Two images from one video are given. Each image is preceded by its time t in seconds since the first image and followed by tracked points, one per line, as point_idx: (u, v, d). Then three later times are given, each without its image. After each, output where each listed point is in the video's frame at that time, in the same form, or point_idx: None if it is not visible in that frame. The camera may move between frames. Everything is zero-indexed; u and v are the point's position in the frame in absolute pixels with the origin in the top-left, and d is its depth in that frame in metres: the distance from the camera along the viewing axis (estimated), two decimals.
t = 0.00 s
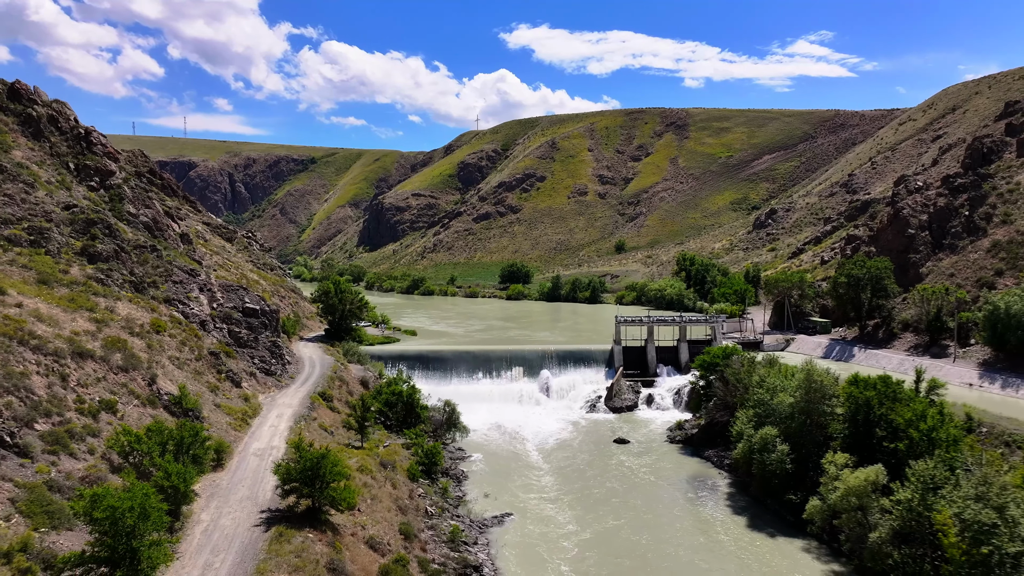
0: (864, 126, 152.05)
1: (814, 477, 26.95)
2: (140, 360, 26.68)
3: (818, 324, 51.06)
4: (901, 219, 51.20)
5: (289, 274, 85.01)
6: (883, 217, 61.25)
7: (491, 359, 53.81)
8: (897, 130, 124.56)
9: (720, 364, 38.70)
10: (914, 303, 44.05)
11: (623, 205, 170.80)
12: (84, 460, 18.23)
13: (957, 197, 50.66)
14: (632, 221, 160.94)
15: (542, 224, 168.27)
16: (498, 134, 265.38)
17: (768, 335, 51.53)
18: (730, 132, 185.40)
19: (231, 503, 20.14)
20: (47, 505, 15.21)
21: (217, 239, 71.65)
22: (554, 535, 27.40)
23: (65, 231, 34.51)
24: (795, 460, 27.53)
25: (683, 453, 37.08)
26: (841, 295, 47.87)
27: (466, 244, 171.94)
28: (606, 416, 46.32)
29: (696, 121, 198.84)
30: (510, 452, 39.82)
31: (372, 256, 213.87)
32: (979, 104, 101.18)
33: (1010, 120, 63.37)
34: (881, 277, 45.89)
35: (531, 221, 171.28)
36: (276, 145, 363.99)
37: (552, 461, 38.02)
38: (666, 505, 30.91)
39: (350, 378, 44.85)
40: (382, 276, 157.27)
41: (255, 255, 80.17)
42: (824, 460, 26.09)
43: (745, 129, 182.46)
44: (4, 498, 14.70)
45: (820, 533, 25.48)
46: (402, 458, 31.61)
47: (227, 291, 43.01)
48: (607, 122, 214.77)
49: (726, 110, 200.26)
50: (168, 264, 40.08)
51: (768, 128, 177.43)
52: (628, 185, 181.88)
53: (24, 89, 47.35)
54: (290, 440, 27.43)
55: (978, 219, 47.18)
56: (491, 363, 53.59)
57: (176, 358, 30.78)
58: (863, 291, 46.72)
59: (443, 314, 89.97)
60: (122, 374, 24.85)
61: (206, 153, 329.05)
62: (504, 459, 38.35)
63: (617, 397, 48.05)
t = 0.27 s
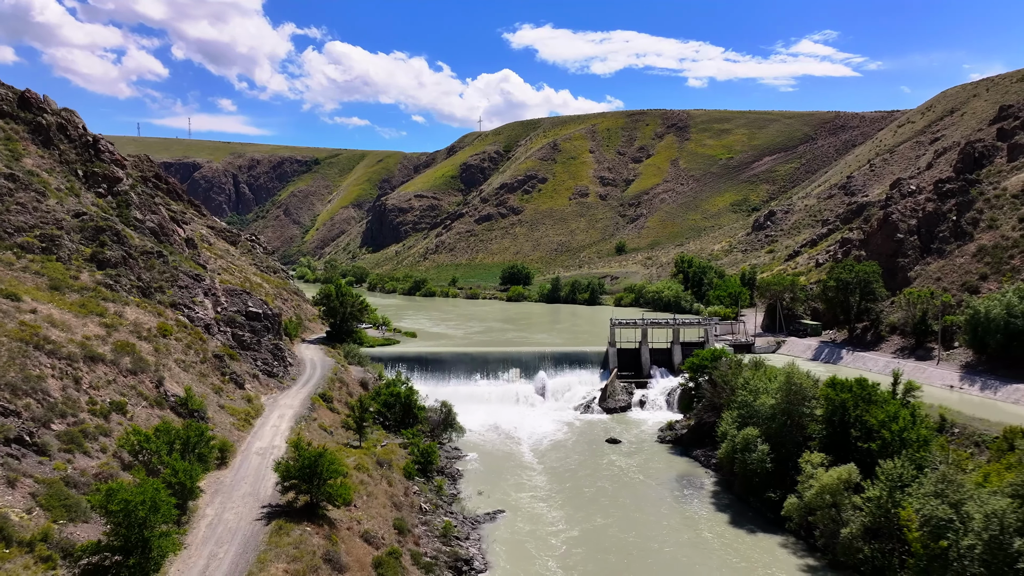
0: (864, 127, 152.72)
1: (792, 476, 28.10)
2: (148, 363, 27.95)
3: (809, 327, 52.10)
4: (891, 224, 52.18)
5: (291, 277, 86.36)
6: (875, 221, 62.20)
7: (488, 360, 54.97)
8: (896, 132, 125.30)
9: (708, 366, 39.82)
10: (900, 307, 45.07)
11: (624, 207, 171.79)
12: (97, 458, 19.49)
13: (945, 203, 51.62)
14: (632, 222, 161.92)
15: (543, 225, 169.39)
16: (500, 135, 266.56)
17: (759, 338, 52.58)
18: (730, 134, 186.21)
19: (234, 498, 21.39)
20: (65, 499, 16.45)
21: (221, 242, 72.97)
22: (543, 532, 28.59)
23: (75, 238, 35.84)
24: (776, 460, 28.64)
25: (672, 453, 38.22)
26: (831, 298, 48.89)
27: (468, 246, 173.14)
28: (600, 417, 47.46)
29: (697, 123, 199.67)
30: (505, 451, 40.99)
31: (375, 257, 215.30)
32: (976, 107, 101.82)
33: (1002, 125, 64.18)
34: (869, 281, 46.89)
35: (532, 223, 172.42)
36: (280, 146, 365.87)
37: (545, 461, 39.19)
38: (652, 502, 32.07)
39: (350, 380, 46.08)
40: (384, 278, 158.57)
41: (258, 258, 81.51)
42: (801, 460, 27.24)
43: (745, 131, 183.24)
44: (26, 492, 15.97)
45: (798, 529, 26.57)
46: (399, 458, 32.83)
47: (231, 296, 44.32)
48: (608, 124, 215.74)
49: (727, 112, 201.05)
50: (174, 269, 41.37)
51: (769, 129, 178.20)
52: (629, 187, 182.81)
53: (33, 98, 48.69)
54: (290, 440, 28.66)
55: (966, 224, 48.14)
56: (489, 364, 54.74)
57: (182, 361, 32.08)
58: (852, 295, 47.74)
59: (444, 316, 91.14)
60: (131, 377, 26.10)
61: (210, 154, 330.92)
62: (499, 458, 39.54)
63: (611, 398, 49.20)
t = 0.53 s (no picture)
0: (866, 129, 153.05)
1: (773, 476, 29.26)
2: (157, 366, 29.27)
3: (802, 330, 53.08)
4: (882, 228, 53.06)
5: (296, 279, 87.78)
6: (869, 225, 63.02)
7: (487, 362, 56.15)
8: (897, 134, 125.71)
9: (698, 369, 40.90)
10: (889, 310, 45.99)
11: (626, 208, 172.63)
12: (110, 456, 20.80)
13: (936, 208, 52.46)
14: (635, 223, 162.81)
15: (546, 227, 170.47)
16: (504, 136, 267.69)
17: (753, 340, 53.58)
18: (733, 135, 186.77)
19: (238, 495, 22.65)
20: (81, 494, 17.75)
21: (227, 246, 74.43)
22: (534, 529, 29.78)
23: (87, 245, 37.23)
24: (758, 460, 29.72)
25: (663, 453, 39.33)
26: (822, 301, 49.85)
27: (472, 247, 174.36)
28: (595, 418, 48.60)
29: (700, 124, 200.26)
30: (502, 451, 42.18)
31: (380, 258, 216.85)
32: (976, 109, 102.21)
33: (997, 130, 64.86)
34: (860, 284, 47.81)
35: (535, 224, 173.53)
36: (285, 147, 368.09)
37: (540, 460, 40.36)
38: (641, 501, 33.18)
39: (352, 381, 47.36)
40: (389, 278, 159.97)
41: (263, 261, 82.97)
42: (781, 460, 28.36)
43: (748, 132, 183.79)
44: (45, 488, 17.27)
45: (777, 526, 27.65)
46: (397, 457, 34.08)
47: (236, 300, 45.68)
48: (611, 125, 216.54)
49: (730, 113, 201.54)
50: (181, 274, 42.75)
51: (772, 131, 178.66)
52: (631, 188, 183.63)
53: (45, 107, 50.13)
54: (292, 440, 29.94)
55: (955, 229, 49.00)
56: (488, 366, 55.92)
57: (189, 364, 33.41)
58: (843, 298, 48.67)
59: (446, 317, 92.34)
60: (141, 379, 27.43)
61: (216, 155, 333.23)
62: (495, 458, 40.75)
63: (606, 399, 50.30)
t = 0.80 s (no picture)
0: (869, 131, 153.28)
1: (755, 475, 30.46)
2: (165, 369, 30.59)
3: (795, 333, 54.00)
4: (874, 233, 53.92)
5: (301, 282, 89.20)
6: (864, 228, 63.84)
7: (486, 364, 57.34)
8: (899, 136, 126.06)
9: (689, 371, 41.96)
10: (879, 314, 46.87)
11: (629, 210, 173.48)
12: (121, 455, 22.10)
13: (928, 213, 53.29)
14: (637, 225, 163.64)
15: (549, 228, 171.49)
16: (509, 138, 268.80)
17: (747, 343, 54.55)
18: (736, 137, 187.28)
19: (242, 492, 23.93)
20: (95, 491, 19.03)
21: (233, 249, 75.89)
22: (525, 526, 30.96)
23: (97, 252, 38.63)
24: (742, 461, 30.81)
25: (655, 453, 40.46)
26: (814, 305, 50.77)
27: (476, 248, 175.55)
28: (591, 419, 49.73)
29: (703, 126, 200.80)
30: (498, 452, 43.39)
31: (384, 259, 218.41)
32: (977, 112, 102.56)
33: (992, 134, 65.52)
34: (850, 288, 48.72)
35: (538, 226, 174.60)
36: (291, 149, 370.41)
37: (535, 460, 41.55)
38: (631, 499, 34.29)
39: (353, 383, 48.65)
40: (393, 280, 161.37)
41: (268, 264, 84.44)
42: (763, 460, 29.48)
43: (751, 134, 184.23)
44: (63, 485, 18.58)
45: (759, 525, 28.71)
46: (395, 457, 35.33)
47: (241, 304, 47.02)
48: (615, 127, 217.32)
49: (734, 115, 201.98)
50: (188, 279, 44.14)
51: (775, 132, 179.09)
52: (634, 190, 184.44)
53: (57, 117, 51.64)
54: (293, 440, 31.21)
55: (946, 233, 49.84)
56: (487, 368, 57.10)
57: (195, 367, 34.75)
58: (834, 302, 49.59)
59: (448, 319, 93.55)
60: (150, 382, 28.76)
61: (223, 157, 335.67)
62: (492, 458, 41.98)
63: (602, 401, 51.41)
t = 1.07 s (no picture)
0: (871, 132, 153.49)
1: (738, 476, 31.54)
2: (172, 372, 31.90)
3: (789, 335, 54.88)
4: (867, 237, 54.75)
5: (305, 284, 90.59)
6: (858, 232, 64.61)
7: (485, 366, 58.50)
8: (900, 138, 126.41)
9: (681, 373, 42.97)
10: (869, 317, 47.76)
11: (632, 211, 174.29)
12: (131, 454, 23.39)
13: (919, 217, 54.12)
14: (640, 226, 164.44)
15: (552, 230, 172.50)
16: (513, 139, 269.89)
17: (741, 346, 55.49)
18: (739, 138, 187.71)
19: (244, 490, 25.18)
20: (107, 488, 20.28)
21: (239, 253, 77.34)
22: (518, 524, 32.10)
23: (107, 258, 40.01)
24: (727, 461, 31.86)
25: (647, 454, 41.53)
26: (807, 308, 51.66)
27: (480, 250, 176.73)
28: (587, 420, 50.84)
29: (706, 127, 201.24)
30: (495, 452, 44.55)
31: (389, 260, 219.92)
32: (977, 114, 102.90)
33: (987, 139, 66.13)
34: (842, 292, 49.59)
35: (542, 227, 175.63)
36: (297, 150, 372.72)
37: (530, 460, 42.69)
38: (621, 498, 35.38)
39: (355, 384, 49.93)
40: (397, 281, 162.80)
41: (273, 266, 85.88)
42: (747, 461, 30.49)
43: (754, 135, 184.57)
44: (77, 482, 19.86)
45: (742, 522, 29.76)
46: (393, 456, 36.54)
47: (245, 308, 48.34)
48: (618, 129, 218.02)
49: (737, 116, 202.36)
50: (194, 284, 45.49)
51: (777, 134, 179.40)
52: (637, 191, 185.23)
53: (67, 125, 53.14)
54: (295, 440, 32.47)
55: (937, 238, 50.67)
56: (486, 370, 58.26)
57: (201, 370, 36.05)
58: (826, 305, 50.48)
59: (451, 321, 94.75)
60: (158, 385, 30.07)
61: (229, 158, 338.28)
62: (489, 458, 43.16)
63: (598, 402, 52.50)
